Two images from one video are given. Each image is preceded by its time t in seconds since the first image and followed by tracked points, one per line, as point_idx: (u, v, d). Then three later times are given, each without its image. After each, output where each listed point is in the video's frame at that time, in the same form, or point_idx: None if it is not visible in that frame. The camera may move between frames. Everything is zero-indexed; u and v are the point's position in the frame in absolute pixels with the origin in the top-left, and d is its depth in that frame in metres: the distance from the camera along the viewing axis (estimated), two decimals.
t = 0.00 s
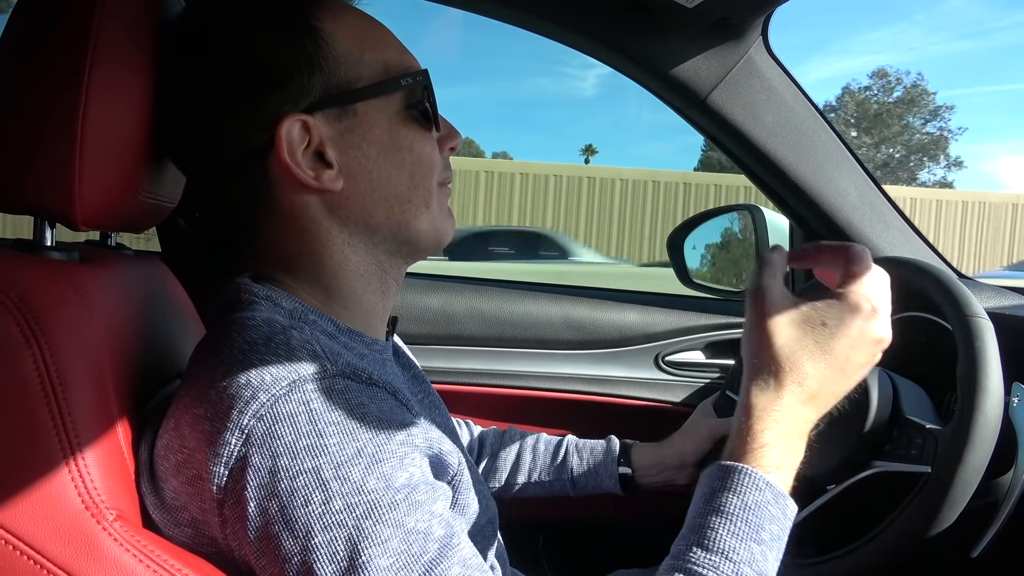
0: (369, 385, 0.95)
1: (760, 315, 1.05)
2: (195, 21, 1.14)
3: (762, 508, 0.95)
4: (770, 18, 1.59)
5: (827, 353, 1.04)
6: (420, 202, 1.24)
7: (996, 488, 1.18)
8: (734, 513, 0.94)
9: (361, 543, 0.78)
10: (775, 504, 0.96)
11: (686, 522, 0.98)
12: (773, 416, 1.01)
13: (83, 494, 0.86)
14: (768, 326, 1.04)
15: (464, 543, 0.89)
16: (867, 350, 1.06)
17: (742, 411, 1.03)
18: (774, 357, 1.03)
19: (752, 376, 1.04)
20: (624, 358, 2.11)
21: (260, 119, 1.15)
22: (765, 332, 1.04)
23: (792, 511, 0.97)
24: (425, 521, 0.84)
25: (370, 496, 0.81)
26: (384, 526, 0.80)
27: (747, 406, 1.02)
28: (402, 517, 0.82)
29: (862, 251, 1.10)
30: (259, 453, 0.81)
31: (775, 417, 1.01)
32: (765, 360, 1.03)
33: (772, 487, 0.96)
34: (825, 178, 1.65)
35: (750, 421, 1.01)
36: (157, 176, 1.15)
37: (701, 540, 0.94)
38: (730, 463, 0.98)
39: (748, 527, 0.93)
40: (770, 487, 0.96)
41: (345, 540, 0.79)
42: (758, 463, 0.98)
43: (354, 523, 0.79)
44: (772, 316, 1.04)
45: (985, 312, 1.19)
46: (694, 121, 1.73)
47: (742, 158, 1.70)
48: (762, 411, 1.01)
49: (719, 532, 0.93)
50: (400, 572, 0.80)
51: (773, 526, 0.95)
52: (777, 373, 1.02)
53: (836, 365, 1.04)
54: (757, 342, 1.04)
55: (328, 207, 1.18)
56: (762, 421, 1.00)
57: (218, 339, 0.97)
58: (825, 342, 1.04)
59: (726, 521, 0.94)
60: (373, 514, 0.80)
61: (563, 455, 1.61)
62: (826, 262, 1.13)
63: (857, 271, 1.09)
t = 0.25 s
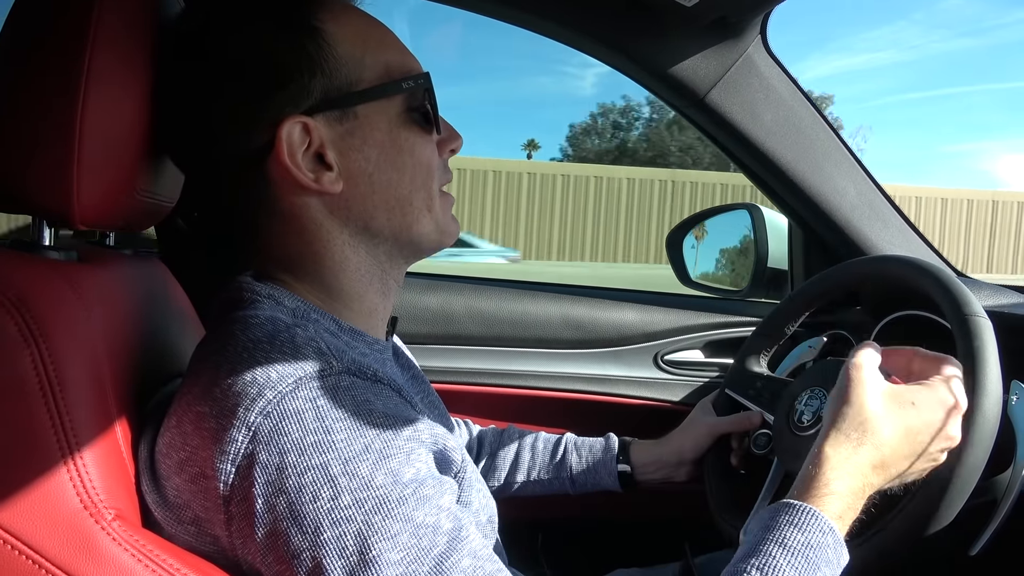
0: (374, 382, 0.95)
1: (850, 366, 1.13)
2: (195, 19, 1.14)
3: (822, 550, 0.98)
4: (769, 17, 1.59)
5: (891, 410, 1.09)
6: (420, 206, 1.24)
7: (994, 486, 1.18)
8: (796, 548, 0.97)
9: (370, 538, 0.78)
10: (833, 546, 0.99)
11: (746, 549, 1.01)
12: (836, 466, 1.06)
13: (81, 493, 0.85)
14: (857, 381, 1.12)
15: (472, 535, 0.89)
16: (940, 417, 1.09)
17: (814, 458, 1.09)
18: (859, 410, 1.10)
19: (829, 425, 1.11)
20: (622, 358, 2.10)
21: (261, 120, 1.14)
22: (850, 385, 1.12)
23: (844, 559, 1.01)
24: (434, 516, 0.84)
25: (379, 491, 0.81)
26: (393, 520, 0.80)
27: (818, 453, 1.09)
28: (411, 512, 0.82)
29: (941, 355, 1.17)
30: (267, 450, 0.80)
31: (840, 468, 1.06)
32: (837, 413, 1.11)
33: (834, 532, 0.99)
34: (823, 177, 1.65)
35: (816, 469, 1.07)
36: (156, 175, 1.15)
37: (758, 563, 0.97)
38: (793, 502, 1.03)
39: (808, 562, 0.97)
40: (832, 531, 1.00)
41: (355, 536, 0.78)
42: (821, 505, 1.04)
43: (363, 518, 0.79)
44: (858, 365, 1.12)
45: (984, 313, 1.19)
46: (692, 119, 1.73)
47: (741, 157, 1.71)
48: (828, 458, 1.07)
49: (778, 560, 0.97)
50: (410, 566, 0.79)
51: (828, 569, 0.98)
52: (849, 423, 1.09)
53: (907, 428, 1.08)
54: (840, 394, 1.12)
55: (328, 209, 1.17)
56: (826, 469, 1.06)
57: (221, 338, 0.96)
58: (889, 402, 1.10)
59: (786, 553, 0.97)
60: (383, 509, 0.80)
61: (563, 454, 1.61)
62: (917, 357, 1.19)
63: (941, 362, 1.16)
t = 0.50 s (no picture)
0: (371, 383, 0.95)
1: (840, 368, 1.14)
2: (193, 19, 1.14)
3: (825, 553, 1.00)
4: (769, 17, 1.59)
5: (883, 408, 1.11)
6: (419, 207, 1.24)
7: (995, 486, 1.18)
8: (798, 551, 0.99)
9: (368, 539, 0.78)
10: (836, 549, 1.00)
11: (750, 552, 1.03)
12: (839, 470, 1.07)
13: (80, 494, 0.85)
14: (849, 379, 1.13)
15: (469, 537, 0.88)
16: (929, 411, 1.10)
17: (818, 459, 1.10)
18: (852, 409, 1.11)
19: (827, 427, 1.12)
20: (622, 358, 2.10)
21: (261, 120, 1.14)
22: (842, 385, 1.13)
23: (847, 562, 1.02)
24: (431, 517, 0.84)
25: (376, 492, 0.81)
26: (391, 522, 0.80)
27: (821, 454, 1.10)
28: (408, 513, 0.82)
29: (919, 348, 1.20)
30: (264, 451, 0.80)
31: (842, 470, 1.07)
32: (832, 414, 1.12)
33: (837, 536, 1.01)
34: (823, 177, 1.65)
35: (819, 471, 1.08)
36: (156, 175, 1.15)
37: (762, 566, 0.99)
38: (797, 505, 1.05)
39: (810, 566, 0.98)
40: (835, 535, 1.01)
41: (352, 537, 0.78)
42: (825, 510, 1.04)
43: (360, 519, 0.79)
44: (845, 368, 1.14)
45: (985, 312, 1.19)
46: (692, 119, 1.73)
47: (740, 156, 1.70)
48: (831, 460, 1.08)
49: (782, 564, 0.98)
50: (407, 568, 0.79)
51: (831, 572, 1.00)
52: (846, 424, 1.10)
53: (902, 425, 1.09)
54: (833, 395, 1.13)
55: (327, 208, 1.17)
56: (829, 472, 1.07)
57: (218, 339, 0.96)
58: (883, 400, 1.12)
59: (789, 556, 0.99)
60: (380, 510, 0.80)
61: (563, 454, 1.61)
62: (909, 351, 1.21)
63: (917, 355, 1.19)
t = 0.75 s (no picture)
0: (373, 379, 0.95)
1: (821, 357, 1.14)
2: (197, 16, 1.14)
3: (805, 538, 0.97)
4: (772, 16, 1.58)
5: (866, 396, 1.10)
6: (420, 202, 1.24)
7: (996, 488, 1.17)
8: (780, 537, 0.96)
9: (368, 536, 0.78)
10: (818, 535, 0.98)
11: (732, 541, 1.00)
12: (818, 456, 1.05)
13: (82, 490, 0.85)
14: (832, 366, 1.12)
15: (470, 533, 0.88)
16: (907, 403, 1.10)
17: (797, 446, 1.08)
18: (836, 394, 1.10)
19: (807, 409, 1.11)
20: (623, 357, 2.10)
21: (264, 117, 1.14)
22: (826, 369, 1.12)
23: (828, 544, 1.00)
24: (431, 513, 0.84)
25: (377, 489, 0.81)
26: (391, 518, 0.80)
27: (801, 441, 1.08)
28: (408, 510, 0.81)
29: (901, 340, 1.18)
30: (265, 446, 0.80)
31: (822, 458, 1.05)
32: (814, 399, 1.11)
33: (817, 519, 0.98)
34: (825, 177, 1.65)
35: (800, 456, 1.06)
36: (158, 171, 1.15)
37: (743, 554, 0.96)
38: (778, 491, 1.02)
39: (792, 552, 0.95)
40: (815, 519, 0.99)
41: (352, 533, 0.78)
42: (807, 492, 1.02)
43: (361, 515, 0.79)
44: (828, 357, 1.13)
45: (985, 313, 1.19)
46: (694, 119, 1.73)
47: (742, 156, 1.70)
48: (812, 448, 1.06)
49: (764, 551, 0.95)
50: (407, 564, 0.79)
51: (813, 556, 0.97)
52: (828, 409, 1.09)
53: (882, 414, 1.09)
54: (814, 378, 1.13)
55: (329, 204, 1.17)
56: (809, 458, 1.05)
57: (220, 335, 0.96)
58: (866, 388, 1.11)
59: (771, 543, 0.96)
60: (380, 506, 0.80)
61: (563, 453, 1.61)
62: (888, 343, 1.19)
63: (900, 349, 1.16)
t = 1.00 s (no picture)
0: (373, 376, 0.95)
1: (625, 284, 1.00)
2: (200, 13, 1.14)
3: (720, 484, 0.98)
4: (773, 15, 1.58)
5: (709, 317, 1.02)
6: (426, 194, 1.25)
7: (995, 484, 1.19)
8: (693, 490, 0.96)
9: (364, 533, 0.79)
10: (732, 477, 0.99)
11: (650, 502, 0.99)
12: (725, 393, 1.02)
13: (84, 485, 0.86)
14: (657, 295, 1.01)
15: (469, 530, 0.89)
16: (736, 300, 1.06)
17: (694, 389, 1.03)
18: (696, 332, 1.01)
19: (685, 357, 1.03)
20: (623, 355, 2.12)
21: (267, 114, 1.14)
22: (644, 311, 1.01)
23: (745, 480, 1.01)
24: (429, 510, 0.84)
25: (374, 486, 0.81)
26: (387, 516, 0.80)
27: (696, 382, 1.03)
28: (405, 507, 0.82)
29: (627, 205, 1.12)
30: (264, 444, 0.81)
31: (725, 393, 1.02)
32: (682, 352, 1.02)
33: (726, 461, 0.99)
34: (825, 175, 1.65)
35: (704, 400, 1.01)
36: (160, 168, 1.15)
37: (663, 520, 0.95)
38: (686, 441, 1.00)
39: (707, 502, 0.96)
40: (726, 459, 0.99)
41: (349, 531, 0.79)
42: (718, 439, 1.01)
43: (357, 513, 0.79)
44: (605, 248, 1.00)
45: (986, 310, 1.19)
46: (695, 117, 1.73)
47: (743, 154, 1.71)
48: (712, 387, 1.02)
49: (681, 511, 0.95)
50: (403, 562, 0.80)
51: (730, 500, 0.98)
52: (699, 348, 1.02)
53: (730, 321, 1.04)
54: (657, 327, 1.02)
55: (335, 198, 1.18)
56: (716, 400, 1.02)
57: (221, 331, 0.97)
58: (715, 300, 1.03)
59: (686, 500, 0.96)
60: (377, 504, 0.80)
61: (563, 450, 1.62)
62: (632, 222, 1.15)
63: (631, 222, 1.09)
